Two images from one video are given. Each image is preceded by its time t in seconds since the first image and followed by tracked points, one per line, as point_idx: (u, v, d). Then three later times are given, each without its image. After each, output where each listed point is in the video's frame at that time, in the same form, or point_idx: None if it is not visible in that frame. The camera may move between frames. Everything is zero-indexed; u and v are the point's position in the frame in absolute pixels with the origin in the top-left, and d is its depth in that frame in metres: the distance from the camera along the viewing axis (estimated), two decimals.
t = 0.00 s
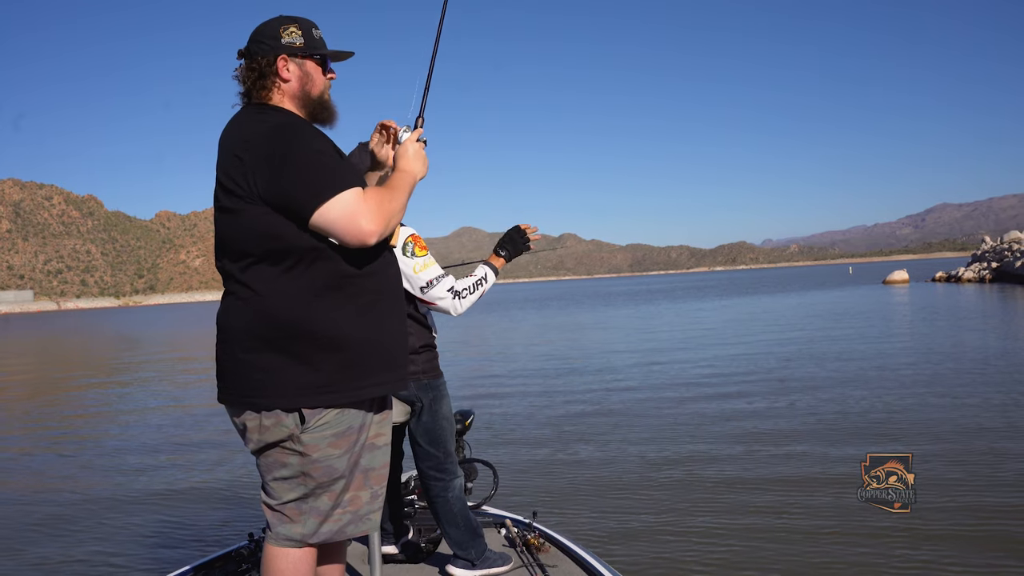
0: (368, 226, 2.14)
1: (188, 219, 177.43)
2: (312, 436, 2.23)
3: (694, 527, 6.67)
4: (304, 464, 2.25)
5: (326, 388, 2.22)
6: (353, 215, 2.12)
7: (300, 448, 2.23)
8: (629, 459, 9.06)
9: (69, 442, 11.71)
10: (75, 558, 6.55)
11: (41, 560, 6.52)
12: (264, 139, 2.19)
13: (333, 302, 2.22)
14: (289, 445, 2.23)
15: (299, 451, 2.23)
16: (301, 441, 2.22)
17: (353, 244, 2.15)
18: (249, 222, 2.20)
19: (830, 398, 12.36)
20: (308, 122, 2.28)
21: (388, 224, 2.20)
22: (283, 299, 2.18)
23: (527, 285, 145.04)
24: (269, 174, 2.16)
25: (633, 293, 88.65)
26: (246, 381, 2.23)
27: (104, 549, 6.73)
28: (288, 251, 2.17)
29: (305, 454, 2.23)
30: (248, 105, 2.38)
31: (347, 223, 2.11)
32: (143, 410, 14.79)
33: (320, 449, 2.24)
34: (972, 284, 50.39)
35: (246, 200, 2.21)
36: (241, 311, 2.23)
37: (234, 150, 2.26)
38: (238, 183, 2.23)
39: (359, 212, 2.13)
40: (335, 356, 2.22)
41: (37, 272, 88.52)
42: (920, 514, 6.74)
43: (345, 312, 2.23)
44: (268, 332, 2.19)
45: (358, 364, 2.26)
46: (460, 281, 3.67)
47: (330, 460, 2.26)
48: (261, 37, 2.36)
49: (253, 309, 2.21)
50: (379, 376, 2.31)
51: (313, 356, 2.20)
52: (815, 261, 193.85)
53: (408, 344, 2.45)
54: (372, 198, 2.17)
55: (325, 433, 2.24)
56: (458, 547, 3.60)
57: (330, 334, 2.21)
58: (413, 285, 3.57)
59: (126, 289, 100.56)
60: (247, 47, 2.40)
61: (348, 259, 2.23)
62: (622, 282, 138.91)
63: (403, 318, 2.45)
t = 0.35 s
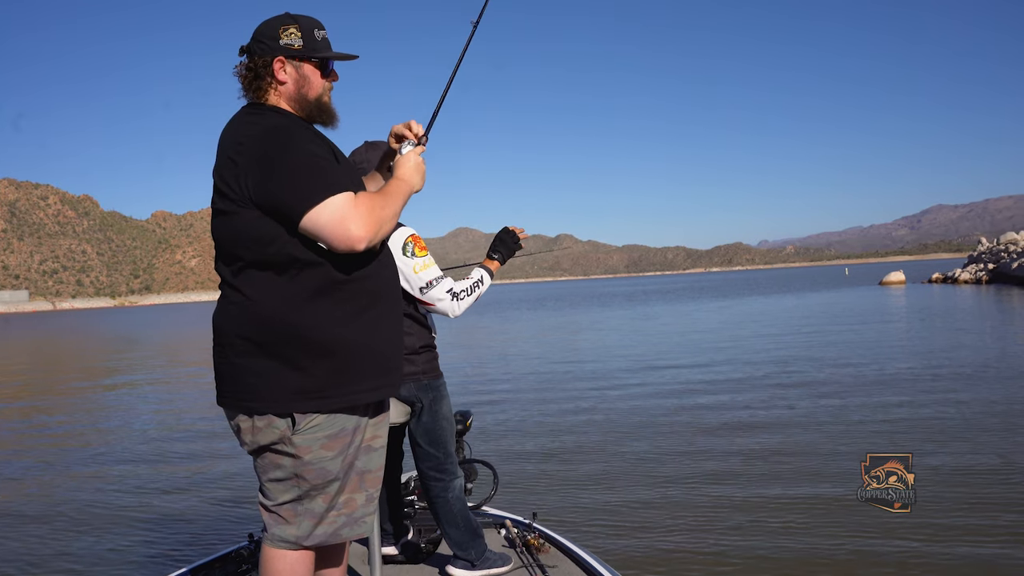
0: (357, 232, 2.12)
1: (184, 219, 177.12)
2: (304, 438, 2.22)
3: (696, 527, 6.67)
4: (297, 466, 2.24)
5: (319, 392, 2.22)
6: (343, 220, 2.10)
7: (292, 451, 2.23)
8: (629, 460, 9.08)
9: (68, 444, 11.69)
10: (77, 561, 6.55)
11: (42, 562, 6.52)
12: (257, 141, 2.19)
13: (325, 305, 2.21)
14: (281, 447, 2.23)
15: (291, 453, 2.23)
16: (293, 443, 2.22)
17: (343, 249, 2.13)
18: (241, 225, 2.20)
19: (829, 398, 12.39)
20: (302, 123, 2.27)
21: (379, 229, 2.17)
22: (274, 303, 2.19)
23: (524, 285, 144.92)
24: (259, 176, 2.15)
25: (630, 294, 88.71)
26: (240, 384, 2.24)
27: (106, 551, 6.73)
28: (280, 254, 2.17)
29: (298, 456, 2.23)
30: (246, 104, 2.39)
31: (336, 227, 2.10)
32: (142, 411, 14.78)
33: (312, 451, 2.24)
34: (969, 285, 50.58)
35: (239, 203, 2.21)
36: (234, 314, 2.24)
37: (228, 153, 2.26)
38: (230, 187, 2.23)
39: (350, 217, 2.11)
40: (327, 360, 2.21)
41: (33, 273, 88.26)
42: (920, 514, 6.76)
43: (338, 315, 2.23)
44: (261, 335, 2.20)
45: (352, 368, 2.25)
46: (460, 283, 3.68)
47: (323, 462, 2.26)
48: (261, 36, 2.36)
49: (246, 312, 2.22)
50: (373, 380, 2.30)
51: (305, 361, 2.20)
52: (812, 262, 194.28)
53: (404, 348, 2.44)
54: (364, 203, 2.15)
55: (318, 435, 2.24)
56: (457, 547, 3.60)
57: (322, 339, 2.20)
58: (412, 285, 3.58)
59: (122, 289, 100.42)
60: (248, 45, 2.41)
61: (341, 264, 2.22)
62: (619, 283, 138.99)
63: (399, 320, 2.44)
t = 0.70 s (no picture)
0: (335, 239, 2.09)
1: (180, 219, 176.88)
2: (297, 440, 2.22)
3: (698, 528, 6.69)
4: (292, 469, 2.24)
5: (310, 396, 2.21)
6: (321, 227, 2.08)
7: (286, 453, 2.23)
8: (629, 460, 9.10)
9: (67, 445, 11.67)
10: (78, 563, 6.55)
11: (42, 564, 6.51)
12: (248, 142, 2.20)
13: (315, 308, 2.20)
14: (276, 449, 2.23)
15: (286, 456, 2.23)
16: (287, 445, 2.22)
17: (320, 256, 2.11)
18: (235, 227, 2.21)
19: (827, 399, 12.45)
20: (296, 122, 2.27)
21: (358, 238, 2.14)
22: (266, 306, 2.19)
23: (521, 286, 144.95)
24: (248, 178, 2.16)
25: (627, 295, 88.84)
26: (234, 385, 2.26)
27: (107, 553, 6.73)
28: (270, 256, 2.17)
29: (292, 459, 2.23)
30: (248, 102, 2.40)
31: (314, 233, 2.08)
32: (140, 412, 14.76)
33: (306, 454, 2.23)
34: (964, 286, 50.79)
35: (233, 205, 2.22)
36: (229, 315, 2.25)
37: (222, 153, 2.28)
38: (224, 188, 2.25)
39: (329, 223, 2.09)
40: (319, 363, 2.21)
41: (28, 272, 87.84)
42: (920, 514, 6.80)
43: (330, 318, 2.22)
44: (253, 338, 2.20)
45: (344, 371, 2.24)
46: (457, 287, 3.68)
47: (318, 465, 2.25)
48: (263, 34, 2.36)
49: (240, 314, 2.22)
50: (365, 386, 2.28)
51: (297, 363, 2.20)
52: (808, 263, 194.66)
53: (402, 351, 2.42)
54: (348, 210, 2.13)
55: (312, 437, 2.24)
56: (458, 549, 3.60)
57: (312, 343, 2.19)
58: (410, 287, 3.58)
59: (118, 289, 100.20)
60: (250, 43, 2.42)
61: (328, 269, 2.20)
62: (615, 283, 139.09)
63: (397, 324, 2.42)
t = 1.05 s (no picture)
0: (304, 247, 2.06)
1: (176, 219, 176.64)
2: (288, 441, 2.22)
3: (698, 528, 6.70)
4: (283, 471, 2.24)
5: (299, 399, 2.20)
6: (292, 234, 2.06)
7: (277, 455, 2.22)
8: (629, 460, 9.12)
9: (66, 445, 11.67)
10: (79, 562, 6.56)
11: (43, 564, 6.52)
12: (236, 146, 2.21)
13: (302, 310, 2.19)
14: (268, 450, 2.23)
15: (277, 458, 2.23)
16: (277, 446, 2.22)
17: (291, 262, 2.09)
18: (224, 228, 2.22)
19: (827, 399, 12.46)
20: (285, 125, 2.27)
21: (327, 248, 2.09)
22: (254, 307, 2.20)
23: (517, 285, 144.90)
24: (234, 182, 2.17)
25: (624, 296, 88.85)
26: (226, 386, 2.27)
27: (107, 552, 6.74)
28: (258, 259, 2.18)
29: (283, 461, 2.22)
30: (243, 102, 2.40)
31: (285, 239, 2.07)
32: (138, 412, 14.76)
33: (297, 455, 2.22)
34: (962, 286, 50.84)
35: (222, 206, 2.23)
36: (220, 316, 2.26)
37: (213, 157, 2.30)
38: (214, 191, 2.26)
39: (301, 231, 2.07)
40: (307, 366, 2.20)
41: (25, 272, 87.62)
42: (919, 514, 6.81)
43: (317, 320, 2.21)
44: (242, 340, 2.21)
45: (333, 375, 2.23)
46: (458, 288, 3.68)
47: (309, 467, 2.24)
48: (260, 33, 2.36)
49: (230, 314, 2.24)
50: (354, 389, 2.26)
51: (284, 366, 2.19)
52: (805, 262, 194.88)
53: (396, 354, 2.40)
54: (322, 219, 2.10)
55: (302, 438, 2.23)
56: (456, 549, 3.60)
57: (297, 345, 2.18)
58: (410, 288, 3.58)
59: (115, 289, 100.00)
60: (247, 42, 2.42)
61: (309, 274, 2.19)
62: (612, 283, 139.04)
63: (391, 327, 2.40)
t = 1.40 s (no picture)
0: (288, 249, 2.06)
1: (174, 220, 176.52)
2: (278, 441, 2.21)
3: (698, 528, 6.70)
4: (274, 470, 2.23)
5: (289, 399, 2.20)
6: (276, 236, 2.06)
7: (268, 454, 2.22)
8: (628, 459, 9.12)
9: (64, 446, 11.65)
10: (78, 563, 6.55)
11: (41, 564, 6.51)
12: (227, 147, 2.22)
13: (291, 311, 2.19)
14: (259, 450, 2.23)
15: (267, 457, 2.22)
16: (268, 446, 2.21)
17: (276, 264, 2.09)
18: (215, 229, 2.23)
19: (825, 398, 12.48)
20: (278, 125, 2.27)
21: (311, 252, 2.09)
22: (244, 309, 2.20)
23: (515, 286, 144.76)
24: (224, 182, 2.17)
25: (621, 296, 88.86)
26: (217, 386, 2.28)
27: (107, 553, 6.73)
28: (247, 260, 2.18)
29: (273, 460, 2.22)
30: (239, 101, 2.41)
31: (269, 240, 2.06)
32: (137, 413, 14.73)
33: (287, 455, 2.22)
34: (958, 285, 50.91)
35: (213, 207, 2.24)
36: (212, 317, 2.27)
37: (206, 158, 2.31)
38: (206, 192, 2.27)
39: (284, 234, 2.06)
40: (297, 366, 2.20)
41: (21, 273, 87.35)
42: (919, 513, 6.82)
43: (307, 320, 2.20)
44: (232, 339, 2.22)
45: (323, 375, 2.22)
46: (459, 288, 3.67)
47: (300, 466, 2.23)
48: (258, 33, 2.36)
49: (221, 314, 2.24)
50: (343, 390, 2.25)
51: (274, 366, 2.19)
52: (802, 262, 195.06)
53: (389, 354, 2.39)
54: (308, 222, 2.09)
55: (292, 437, 2.22)
56: (455, 548, 3.60)
57: (285, 344, 2.18)
58: (411, 288, 3.59)
59: (112, 290, 99.84)
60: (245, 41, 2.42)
61: (297, 275, 2.19)
62: (610, 283, 138.97)
63: (384, 326, 2.39)
